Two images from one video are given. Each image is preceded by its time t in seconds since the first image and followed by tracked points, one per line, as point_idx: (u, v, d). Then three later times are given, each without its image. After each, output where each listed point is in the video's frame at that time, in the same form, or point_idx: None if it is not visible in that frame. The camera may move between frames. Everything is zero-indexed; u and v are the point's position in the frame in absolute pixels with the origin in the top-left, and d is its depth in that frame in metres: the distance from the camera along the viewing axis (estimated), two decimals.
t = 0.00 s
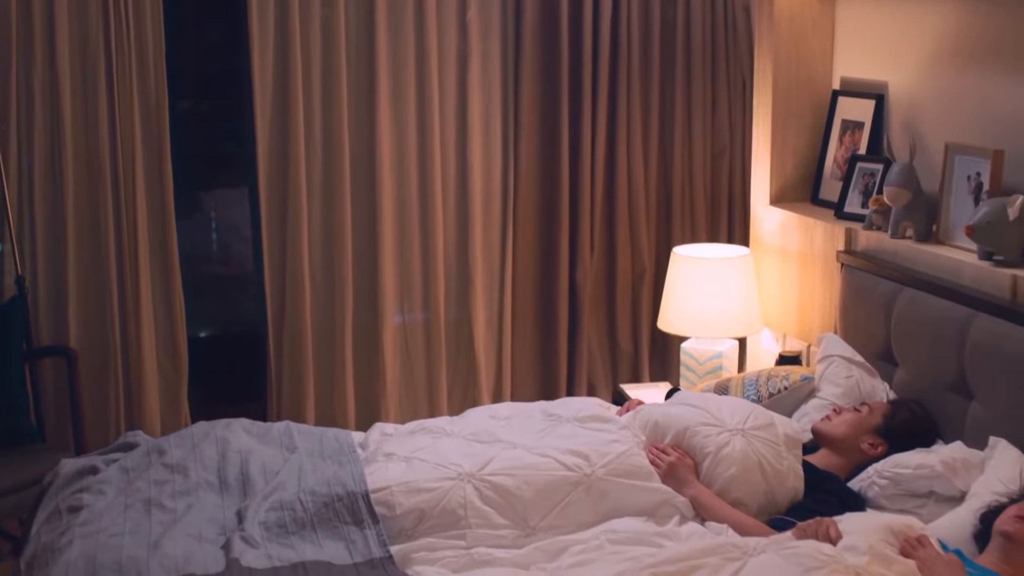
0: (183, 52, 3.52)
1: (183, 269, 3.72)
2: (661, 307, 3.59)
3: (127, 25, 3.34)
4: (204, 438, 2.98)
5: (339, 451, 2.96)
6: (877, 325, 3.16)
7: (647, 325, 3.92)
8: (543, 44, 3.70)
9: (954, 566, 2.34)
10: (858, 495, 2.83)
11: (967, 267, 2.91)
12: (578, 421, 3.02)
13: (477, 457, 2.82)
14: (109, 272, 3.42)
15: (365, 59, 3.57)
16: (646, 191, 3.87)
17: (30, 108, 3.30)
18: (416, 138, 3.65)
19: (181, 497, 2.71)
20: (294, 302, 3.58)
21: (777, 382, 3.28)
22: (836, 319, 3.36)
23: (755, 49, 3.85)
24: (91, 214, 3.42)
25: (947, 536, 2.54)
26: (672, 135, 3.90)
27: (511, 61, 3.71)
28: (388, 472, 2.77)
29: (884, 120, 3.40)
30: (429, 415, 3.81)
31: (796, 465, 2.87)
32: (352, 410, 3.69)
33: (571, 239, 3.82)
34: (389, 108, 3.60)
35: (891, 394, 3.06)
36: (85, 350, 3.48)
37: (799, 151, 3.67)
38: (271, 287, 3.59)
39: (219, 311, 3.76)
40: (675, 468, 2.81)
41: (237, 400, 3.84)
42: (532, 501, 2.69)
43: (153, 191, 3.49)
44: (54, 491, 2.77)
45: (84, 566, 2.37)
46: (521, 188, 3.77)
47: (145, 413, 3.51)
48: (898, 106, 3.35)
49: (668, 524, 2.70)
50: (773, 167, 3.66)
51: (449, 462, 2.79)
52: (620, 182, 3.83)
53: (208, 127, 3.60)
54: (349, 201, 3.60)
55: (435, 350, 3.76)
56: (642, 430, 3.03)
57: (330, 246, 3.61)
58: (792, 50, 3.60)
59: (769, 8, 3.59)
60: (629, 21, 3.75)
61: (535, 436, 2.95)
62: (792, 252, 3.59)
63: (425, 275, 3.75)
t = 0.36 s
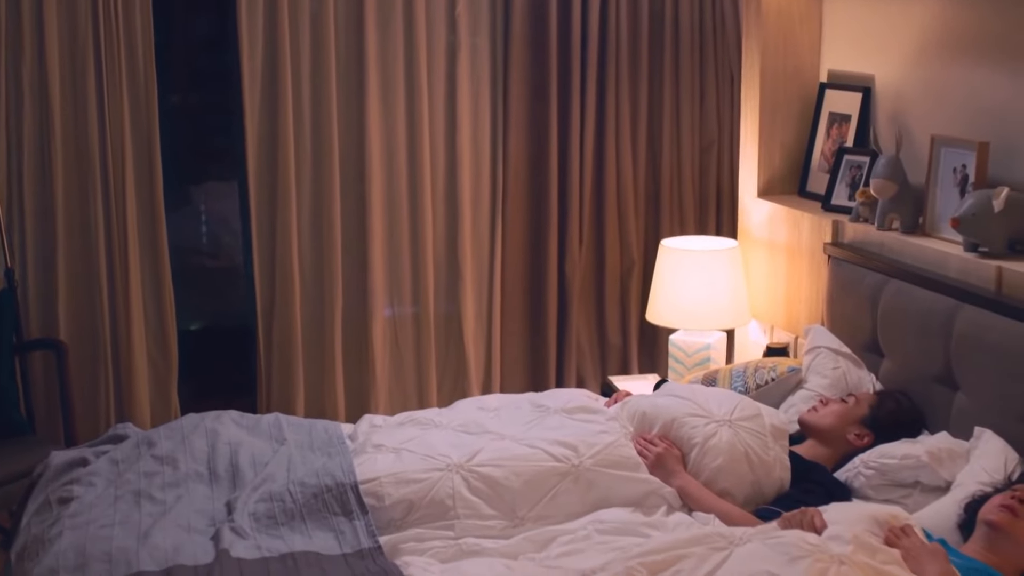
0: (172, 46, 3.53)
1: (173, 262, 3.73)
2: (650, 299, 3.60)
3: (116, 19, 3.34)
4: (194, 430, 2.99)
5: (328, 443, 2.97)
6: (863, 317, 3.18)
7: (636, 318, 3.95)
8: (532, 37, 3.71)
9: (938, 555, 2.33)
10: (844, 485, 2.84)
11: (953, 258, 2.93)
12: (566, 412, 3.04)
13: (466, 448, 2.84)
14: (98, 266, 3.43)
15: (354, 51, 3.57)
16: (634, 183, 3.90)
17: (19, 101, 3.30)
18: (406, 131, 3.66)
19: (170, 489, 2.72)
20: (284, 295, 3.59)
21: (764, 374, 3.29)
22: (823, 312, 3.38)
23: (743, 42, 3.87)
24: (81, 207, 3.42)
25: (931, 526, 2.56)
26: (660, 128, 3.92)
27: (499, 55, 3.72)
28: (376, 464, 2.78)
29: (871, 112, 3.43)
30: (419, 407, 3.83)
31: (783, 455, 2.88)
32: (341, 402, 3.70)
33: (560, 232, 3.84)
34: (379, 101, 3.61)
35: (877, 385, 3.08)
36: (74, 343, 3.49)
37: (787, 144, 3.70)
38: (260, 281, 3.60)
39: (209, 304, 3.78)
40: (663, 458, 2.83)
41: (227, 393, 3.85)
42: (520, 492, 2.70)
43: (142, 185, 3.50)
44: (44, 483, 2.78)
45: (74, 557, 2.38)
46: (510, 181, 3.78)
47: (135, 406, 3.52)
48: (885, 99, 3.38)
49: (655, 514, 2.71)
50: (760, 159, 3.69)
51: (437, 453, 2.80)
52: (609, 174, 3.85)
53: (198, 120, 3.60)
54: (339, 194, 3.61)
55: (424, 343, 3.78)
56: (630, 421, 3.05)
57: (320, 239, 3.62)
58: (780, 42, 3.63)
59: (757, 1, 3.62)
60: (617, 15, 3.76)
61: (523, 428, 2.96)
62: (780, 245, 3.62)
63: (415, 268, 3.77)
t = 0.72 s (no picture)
0: (162, 41, 3.53)
1: (164, 257, 3.74)
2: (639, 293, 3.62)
3: (105, 14, 3.34)
4: (184, 424, 3.00)
5: (318, 437, 2.98)
6: (851, 310, 3.20)
7: (625, 313, 3.98)
8: (520, 31, 3.72)
9: (925, 547, 2.34)
10: (832, 477, 2.86)
11: (940, 252, 2.94)
12: (555, 406, 3.05)
13: (455, 442, 2.85)
14: (89, 261, 3.43)
15: (344, 46, 3.58)
16: (623, 178, 3.91)
17: (8, 96, 3.30)
18: (396, 126, 3.67)
19: (161, 483, 2.73)
20: (274, 290, 3.60)
21: (752, 367, 3.32)
22: (811, 306, 3.41)
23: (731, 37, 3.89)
24: (71, 202, 3.43)
25: (917, 517, 2.58)
26: (650, 122, 3.94)
27: (489, 49, 3.73)
28: (366, 457, 2.79)
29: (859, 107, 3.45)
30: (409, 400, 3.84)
31: (771, 448, 2.90)
32: (331, 396, 3.71)
33: (550, 227, 3.85)
34: (368, 96, 3.62)
35: (864, 378, 3.10)
36: (64, 338, 3.50)
37: (776, 138, 3.73)
38: (250, 275, 3.61)
39: (200, 299, 3.78)
40: (651, 452, 2.84)
41: (217, 388, 3.86)
42: (509, 485, 2.72)
43: (131, 180, 3.50)
44: (35, 478, 2.79)
45: (64, 552, 2.38)
46: (499, 175, 3.79)
47: (125, 401, 3.53)
48: (873, 93, 3.40)
49: (643, 506, 2.72)
50: (749, 153, 3.72)
51: (427, 446, 2.82)
52: (599, 169, 3.87)
53: (188, 116, 3.61)
54: (328, 188, 3.62)
55: (414, 338, 3.79)
56: (618, 414, 3.07)
57: (310, 234, 3.63)
58: (768, 36, 3.66)
59: None
60: (606, 10, 3.78)
61: (513, 421, 2.98)
62: (768, 239, 3.65)
63: (404, 262, 3.78)
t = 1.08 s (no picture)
0: (152, 36, 3.53)
1: (153, 252, 3.74)
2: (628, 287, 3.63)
3: (94, 9, 3.35)
4: (173, 418, 3.01)
5: (308, 430, 2.99)
6: (838, 304, 3.22)
7: (614, 307, 4.00)
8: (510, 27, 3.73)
9: (910, 538, 2.33)
10: (819, 470, 2.88)
11: (926, 246, 2.96)
12: (543, 399, 3.06)
13: (444, 435, 2.86)
14: (78, 256, 3.44)
15: (333, 41, 3.59)
16: (612, 173, 3.93)
17: None
18: (385, 120, 3.68)
19: (150, 477, 2.74)
20: (263, 284, 3.61)
21: (740, 360, 3.33)
22: (799, 299, 3.42)
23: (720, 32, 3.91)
24: (60, 196, 3.43)
25: (904, 509, 2.58)
26: (639, 117, 3.95)
27: (478, 44, 3.74)
28: (355, 451, 2.80)
29: (847, 101, 3.47)
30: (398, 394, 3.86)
31: (758, 441, 2.91)
32: (321, 390, 3.72)
33: (539, 222, 3.87)
34: (358, 90, 3.62)
35: (852, 370, 3.11)
36: (53, 333, 3.50)
37: (764, 133, 3.75)
38: (240, 270, 3.61)
39: (190, 294, 3.79)
40: (639, 444, 2.85)
41: (207, 383, 3.87)
42: (498, 478, 2.73)
43: (120, 174, 3.51)
44: (24, 472, 2.79)
45: (53, 545, 2.39)
46: (489, 169, 3.81)
47: (115, 396, 3.54)
48: (861, 87, 3.41)
49: (631, 499, 2.73)
50: (737, 147, 3.74)
51: (415, 440, 2.82)
52: (588, 163, 3.88)
53: (177, 111, 3.61)
54: (318, 182, 3.63)
55: (404, 333, 3.80)
56: (606, 407, 3.08)
57: (299, 229, 3.64)
58: (756, 31, 3.68)
59: None
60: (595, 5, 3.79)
61: (501, 414, 2.99)
62: (756, 233, 3.67)
63: (394, 256, 3.79)
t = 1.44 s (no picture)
0: (143, 31, 3.53)
1: (145, 248, 3.74)
2: (619, 282, 3.64)
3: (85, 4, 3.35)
4: (165, 413, 3.01)
5: (299, 425, 3.00)
6: (828, 298, 3.23)
7: (605, 302, 4.01)
8: (500, 22, 3.74)
9: (899, 531, 2.33)
10: (809, 464, 2.88)
11: (915, 240, 2.97)
12: (534, 393, 3.07)
13: (435, 429, 2.86)
14: (69, 251, 3.44)
15: (324, 37, 3.59)
16: (603, 168, 3.95)
17: None
18: (376, 116, 3.68)
19: (141, 471, 2.74)
20: (255, 279, 3.61)
21: (730, 355, 3.34)
22: (789, 294, 3.44)
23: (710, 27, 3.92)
24: (51, 191, 3.43)
25: (894, 502, 2.59)
26: (629, 113, 3.97)
27: (469, 40, 3.75)
28: (346, 445, 2.81)
29: (836, 96, 3.48)
30: (390, 389, 3.87)
31: (748, 435, 2.92)
32: (313, 384, 3.73)
33: (530, 217, 3.88)
34: (349, 86, 3.63)
35: (842, 364, 3.13)
36: (45, 329, 3.51)
37: (754, 127, 3.77)
38: (231, 266, 3.62)
39: (181, 289, 3.79)
40: (630, 438, 2.86)
41: (199, 378, 3.88)
42: (488, 472, 2.73)
43: (111, 170, 3.51)
44: (16, 467, 2.80)
45: (45, 540, 2.39)
46: (480, 165, 3.82)
47: (106, 391, 3.54)
48: (850, 82, 3.43)
49: (622, 493, 2.74)
50: (728, 142, 3.75)
51: (406, 434, 2.83)
52: (579, 158, 3.89)
53: (169, 106, 3.61)
54: (309, 177, 3.63)
55: (396, 328, 3.81)
56: (597, 401, 3.09)
57: (291, 224, 3.65)
58: (746, 26, 3.69)
59: None
60: None
61: (492, 409, 3.00)
62: (747, 228, 3.69)
63: (386, 252, 3.79)
